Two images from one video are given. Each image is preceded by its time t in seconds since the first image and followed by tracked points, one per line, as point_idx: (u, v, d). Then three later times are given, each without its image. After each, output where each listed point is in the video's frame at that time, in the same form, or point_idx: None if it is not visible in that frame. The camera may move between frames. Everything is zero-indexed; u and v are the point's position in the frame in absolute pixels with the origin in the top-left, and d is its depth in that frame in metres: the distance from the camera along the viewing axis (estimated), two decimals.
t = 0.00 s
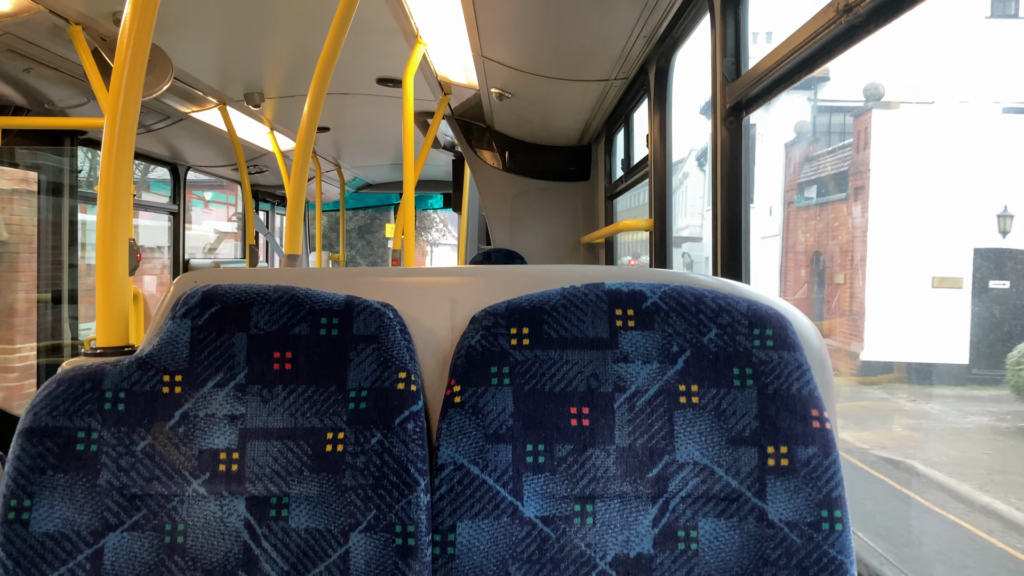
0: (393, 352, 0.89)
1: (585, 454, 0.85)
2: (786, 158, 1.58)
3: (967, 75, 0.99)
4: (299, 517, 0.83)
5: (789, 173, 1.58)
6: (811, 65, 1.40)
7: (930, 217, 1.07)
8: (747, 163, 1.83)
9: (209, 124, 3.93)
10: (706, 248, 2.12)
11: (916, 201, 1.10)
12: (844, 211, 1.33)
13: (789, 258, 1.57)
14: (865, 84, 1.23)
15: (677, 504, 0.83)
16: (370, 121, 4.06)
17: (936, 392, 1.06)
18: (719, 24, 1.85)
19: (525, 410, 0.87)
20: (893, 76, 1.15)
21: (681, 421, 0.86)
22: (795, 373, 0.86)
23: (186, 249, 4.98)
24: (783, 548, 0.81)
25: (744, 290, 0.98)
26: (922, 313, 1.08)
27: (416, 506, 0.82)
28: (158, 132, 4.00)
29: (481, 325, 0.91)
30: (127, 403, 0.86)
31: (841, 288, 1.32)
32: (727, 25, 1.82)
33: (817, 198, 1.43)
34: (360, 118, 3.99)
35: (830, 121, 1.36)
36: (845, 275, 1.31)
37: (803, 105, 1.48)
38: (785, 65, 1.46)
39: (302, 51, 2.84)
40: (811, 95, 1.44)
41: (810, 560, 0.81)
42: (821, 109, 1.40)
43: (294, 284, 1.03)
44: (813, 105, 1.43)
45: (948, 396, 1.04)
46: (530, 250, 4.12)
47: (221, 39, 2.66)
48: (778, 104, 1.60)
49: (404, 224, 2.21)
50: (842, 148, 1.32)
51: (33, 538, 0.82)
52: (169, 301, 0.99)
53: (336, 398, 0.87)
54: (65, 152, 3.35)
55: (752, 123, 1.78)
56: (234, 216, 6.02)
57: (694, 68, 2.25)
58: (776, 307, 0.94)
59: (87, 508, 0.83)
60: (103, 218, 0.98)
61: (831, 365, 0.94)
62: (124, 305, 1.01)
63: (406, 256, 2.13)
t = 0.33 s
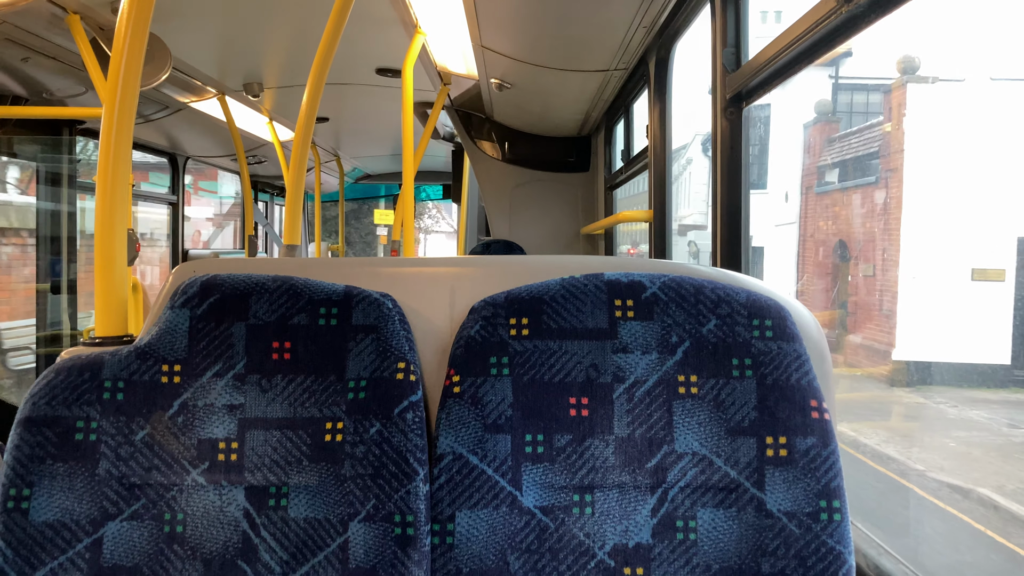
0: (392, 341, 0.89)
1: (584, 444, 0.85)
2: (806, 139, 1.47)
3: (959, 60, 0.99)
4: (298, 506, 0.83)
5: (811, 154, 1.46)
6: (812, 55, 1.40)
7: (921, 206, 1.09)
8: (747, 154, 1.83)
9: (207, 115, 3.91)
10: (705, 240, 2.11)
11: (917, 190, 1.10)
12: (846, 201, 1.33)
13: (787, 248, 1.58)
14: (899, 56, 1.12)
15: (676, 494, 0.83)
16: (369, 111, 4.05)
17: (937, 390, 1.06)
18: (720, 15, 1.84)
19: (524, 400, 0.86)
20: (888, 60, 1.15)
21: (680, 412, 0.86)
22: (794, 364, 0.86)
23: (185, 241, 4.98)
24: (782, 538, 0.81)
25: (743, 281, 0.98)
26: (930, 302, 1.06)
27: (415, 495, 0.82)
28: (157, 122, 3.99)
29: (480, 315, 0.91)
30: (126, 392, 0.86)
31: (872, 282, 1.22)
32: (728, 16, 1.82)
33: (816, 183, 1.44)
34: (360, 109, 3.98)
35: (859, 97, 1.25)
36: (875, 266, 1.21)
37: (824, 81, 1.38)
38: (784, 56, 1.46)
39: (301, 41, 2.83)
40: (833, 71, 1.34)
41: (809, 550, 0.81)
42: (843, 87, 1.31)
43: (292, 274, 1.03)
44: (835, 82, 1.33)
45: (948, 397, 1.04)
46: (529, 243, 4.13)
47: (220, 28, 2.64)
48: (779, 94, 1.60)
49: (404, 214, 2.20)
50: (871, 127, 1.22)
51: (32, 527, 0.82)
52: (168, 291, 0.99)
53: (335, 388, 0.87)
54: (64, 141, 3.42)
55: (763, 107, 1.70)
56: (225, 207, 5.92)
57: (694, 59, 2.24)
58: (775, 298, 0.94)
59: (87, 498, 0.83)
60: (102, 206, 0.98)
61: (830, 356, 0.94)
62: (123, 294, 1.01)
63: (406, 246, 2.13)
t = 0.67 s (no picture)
0: (393, 337, 0.89)
1: (586, 439, 0.85)
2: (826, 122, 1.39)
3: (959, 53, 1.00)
4: (300, 502, 0.83)
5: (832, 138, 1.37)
6: (811, 50, 1.40)
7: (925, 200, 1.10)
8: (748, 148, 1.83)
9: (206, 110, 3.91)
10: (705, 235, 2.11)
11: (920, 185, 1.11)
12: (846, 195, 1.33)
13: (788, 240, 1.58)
14: (935, 28, 1.04)
15: (676, 489, 0.84)
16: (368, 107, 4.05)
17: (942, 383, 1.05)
18: (719, 10, 1.84)
19: (525, 395, 0.87)
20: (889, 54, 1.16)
21: (682, 406, 0.86)
22: (795, 358, 0.87)
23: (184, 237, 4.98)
24: (783, 532, 0.82)
25: (743, 275, 0.98)
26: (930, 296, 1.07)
27: (417, 490, 0.82)
28: (155, 118, 3.98)
29: (481, 311, 0.91)
30: (128, 388, 0.86)
31: (904, 280, 1.14)
32: (726, 10, 1.82)
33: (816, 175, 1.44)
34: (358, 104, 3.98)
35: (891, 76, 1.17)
36: (908, 263, 1.13)
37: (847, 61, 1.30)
38: (783, 50, 1.46)
39: (300, 37, 2.83)
40: (857, 50, 1.26)
41: (810, 544, 0.81)
42: (865, 68, 1.24)
43: (293, 270, 1.03)
44: (858, 62, 1.26)
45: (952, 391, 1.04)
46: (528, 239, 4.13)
47: (218, 24, 2.64)
48: (777, 89, 1.61)
49: (404, 209, 2.20)
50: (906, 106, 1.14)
51: (35, 522, 0.82)
52: (168, 287, 0.99)
53: (336, 383, 0.87)
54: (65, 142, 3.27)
55: (779, 88, 1.59)
56: (217, 203, 5.75)
57: (693, 53, 2.24)
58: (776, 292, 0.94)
59: (89, 493, 0.83)
60: (101, 204, 0.98)
61: (830, 350, 0.95)
62: (124, 292, 1.01)
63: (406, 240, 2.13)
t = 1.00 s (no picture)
0: (390, 338, 0.89)
1: (583, 440, 0.85)
2: (849, 110, 1.28)
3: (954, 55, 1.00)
4: (298, 503, 0.83)
5: (853, 127, 1.27)
6: (808, 51, 1.40)
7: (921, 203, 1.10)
8: (746, 148, 1.83)
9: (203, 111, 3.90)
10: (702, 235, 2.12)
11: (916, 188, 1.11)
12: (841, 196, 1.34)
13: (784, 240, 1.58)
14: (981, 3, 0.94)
15: (674, 489, 0.84)
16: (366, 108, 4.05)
17: (935, 386, 1.05)
18: (716, 11, 1.85)
19: (523, 395, 0.87)
20: (882, 55, 1.17)
21: (679, 407, 0.86)
22: (792, 359, 0.87)
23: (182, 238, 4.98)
24: (780, 532, 0.82)
25: (741, 275, 0.98)
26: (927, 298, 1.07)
27: (415, 492, 0.82)
28: (152, 119, 3.98)
29: (478, 312, 0.91)
30: (125, 390, 0.86)
31: (927, 281, 1.08)
32: (723, 12, 1.83)
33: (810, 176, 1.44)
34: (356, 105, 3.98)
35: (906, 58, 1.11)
36: (947, 263, 1.04)
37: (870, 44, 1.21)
38: (780, 51, 1.46)
39: (298, 38, 2.83)
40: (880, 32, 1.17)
41: (807, 544, 0.81)
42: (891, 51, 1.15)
43: (290, 271, 1.03)
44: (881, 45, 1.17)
45: (944, 391, 1.03)
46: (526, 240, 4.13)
47: (215, 25, 2.64)
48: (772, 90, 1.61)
49: (400, 210, 2.20)
50: (949, 86, 1.02)
51: (33, 525, 0.82)
52: (165, 289, 0.99)
53: (334, 384, 0.87)
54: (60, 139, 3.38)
55: (775, 89, 1.60)
56: (210, 202, 5.66)
57: (690, 54, 2.24)
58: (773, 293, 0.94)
59: (87, 495, 0.83)
60: (98, 206, 0.98)
61: (827, 350, 0.95)
62: (121, 294, 1.01)
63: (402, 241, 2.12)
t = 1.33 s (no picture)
0: (387, 343, 0.89)
1: (580, 444, 0.85)
2: (873, 101, 1.19)
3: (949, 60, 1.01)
4: (295, 508, 0.83)
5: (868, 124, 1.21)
6: (804, 54, 1.42)
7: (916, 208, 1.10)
8: (743, 152, 1.84)
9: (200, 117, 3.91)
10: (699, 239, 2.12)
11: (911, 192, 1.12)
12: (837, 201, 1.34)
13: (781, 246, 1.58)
14: None
15: (672, 493, 0.84)
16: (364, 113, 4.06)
17: (929, 389, 1.05)
18: (712, 16, 1.87)
19: (520, 400, 0.87)
20: (876, 59, 1.18)
21: (677, 411, 0.86)
22: (790, 363, 0.87)
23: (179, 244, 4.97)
24: (778, 536, 0.82)
25: (738, 279, 0.98)
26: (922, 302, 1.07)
27: (413, 497, 0.82)
28: (149, 125, 3.98)
29: (475, 316, 0.91)
30: (122, 396, 0.86)
31: (921, 286, 1.09)
32: (719, 17, 1.84)
33: (804, 183, 1.45)
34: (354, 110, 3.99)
35: (905, 58, 1.11)
36: (996, 266, 0.93)
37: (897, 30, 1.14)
38: (777, 55, 1.47)
39: (296, 44, 2.84)
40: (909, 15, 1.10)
41: (805, 548, 0.81)
42: (918, 38, 1.07)
43: (288, 276, 1.04)
44: (909, 31, 1.10)
45: (939, 394, 1.04)
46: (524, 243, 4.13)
47: (212, 31, 2.65)
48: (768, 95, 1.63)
49: (398, 215, 2.20)
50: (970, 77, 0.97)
51: (30, 531, 0.81)
52: (162, 294, 0.99)
53: (332, 389, 0.87)
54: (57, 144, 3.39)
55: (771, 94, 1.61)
56: (208, 207, 5.66)
57: (686, 58, 2.25)
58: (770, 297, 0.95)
59: (84, 501, 0.83)
60: (95, 211, 0.98)
61: (824, 354, 0.95)
62: (118, 299, 1.01)
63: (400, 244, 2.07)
